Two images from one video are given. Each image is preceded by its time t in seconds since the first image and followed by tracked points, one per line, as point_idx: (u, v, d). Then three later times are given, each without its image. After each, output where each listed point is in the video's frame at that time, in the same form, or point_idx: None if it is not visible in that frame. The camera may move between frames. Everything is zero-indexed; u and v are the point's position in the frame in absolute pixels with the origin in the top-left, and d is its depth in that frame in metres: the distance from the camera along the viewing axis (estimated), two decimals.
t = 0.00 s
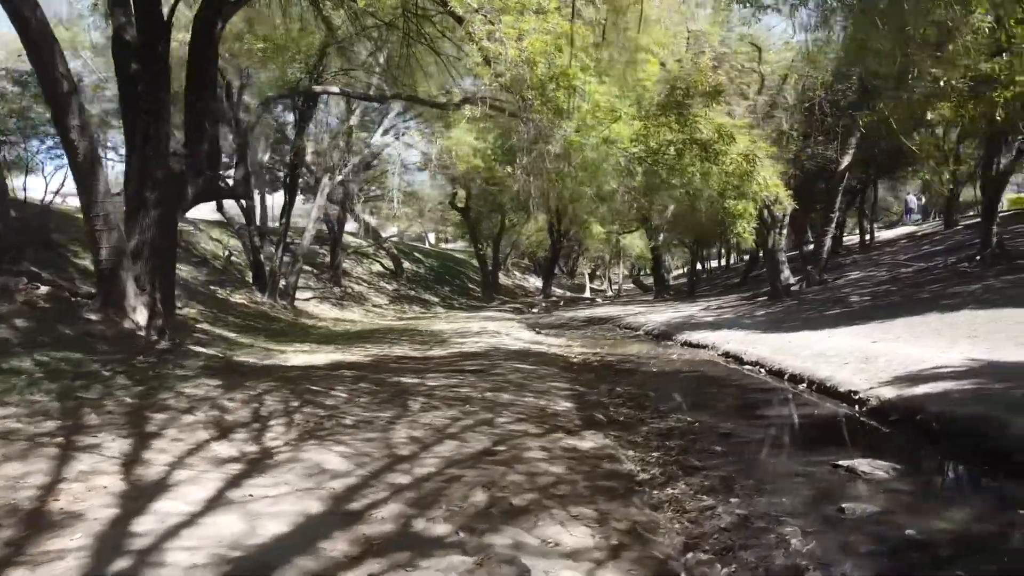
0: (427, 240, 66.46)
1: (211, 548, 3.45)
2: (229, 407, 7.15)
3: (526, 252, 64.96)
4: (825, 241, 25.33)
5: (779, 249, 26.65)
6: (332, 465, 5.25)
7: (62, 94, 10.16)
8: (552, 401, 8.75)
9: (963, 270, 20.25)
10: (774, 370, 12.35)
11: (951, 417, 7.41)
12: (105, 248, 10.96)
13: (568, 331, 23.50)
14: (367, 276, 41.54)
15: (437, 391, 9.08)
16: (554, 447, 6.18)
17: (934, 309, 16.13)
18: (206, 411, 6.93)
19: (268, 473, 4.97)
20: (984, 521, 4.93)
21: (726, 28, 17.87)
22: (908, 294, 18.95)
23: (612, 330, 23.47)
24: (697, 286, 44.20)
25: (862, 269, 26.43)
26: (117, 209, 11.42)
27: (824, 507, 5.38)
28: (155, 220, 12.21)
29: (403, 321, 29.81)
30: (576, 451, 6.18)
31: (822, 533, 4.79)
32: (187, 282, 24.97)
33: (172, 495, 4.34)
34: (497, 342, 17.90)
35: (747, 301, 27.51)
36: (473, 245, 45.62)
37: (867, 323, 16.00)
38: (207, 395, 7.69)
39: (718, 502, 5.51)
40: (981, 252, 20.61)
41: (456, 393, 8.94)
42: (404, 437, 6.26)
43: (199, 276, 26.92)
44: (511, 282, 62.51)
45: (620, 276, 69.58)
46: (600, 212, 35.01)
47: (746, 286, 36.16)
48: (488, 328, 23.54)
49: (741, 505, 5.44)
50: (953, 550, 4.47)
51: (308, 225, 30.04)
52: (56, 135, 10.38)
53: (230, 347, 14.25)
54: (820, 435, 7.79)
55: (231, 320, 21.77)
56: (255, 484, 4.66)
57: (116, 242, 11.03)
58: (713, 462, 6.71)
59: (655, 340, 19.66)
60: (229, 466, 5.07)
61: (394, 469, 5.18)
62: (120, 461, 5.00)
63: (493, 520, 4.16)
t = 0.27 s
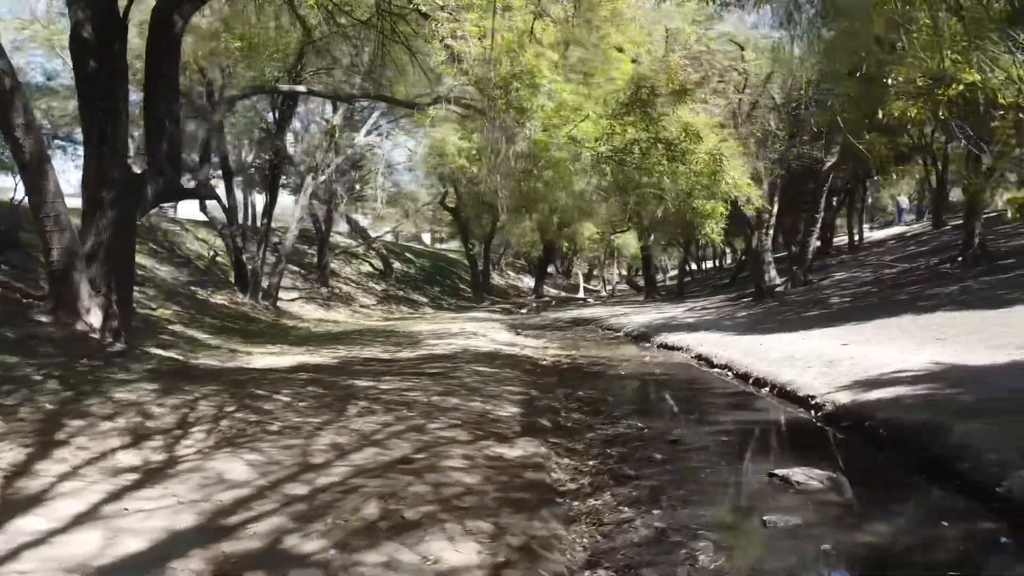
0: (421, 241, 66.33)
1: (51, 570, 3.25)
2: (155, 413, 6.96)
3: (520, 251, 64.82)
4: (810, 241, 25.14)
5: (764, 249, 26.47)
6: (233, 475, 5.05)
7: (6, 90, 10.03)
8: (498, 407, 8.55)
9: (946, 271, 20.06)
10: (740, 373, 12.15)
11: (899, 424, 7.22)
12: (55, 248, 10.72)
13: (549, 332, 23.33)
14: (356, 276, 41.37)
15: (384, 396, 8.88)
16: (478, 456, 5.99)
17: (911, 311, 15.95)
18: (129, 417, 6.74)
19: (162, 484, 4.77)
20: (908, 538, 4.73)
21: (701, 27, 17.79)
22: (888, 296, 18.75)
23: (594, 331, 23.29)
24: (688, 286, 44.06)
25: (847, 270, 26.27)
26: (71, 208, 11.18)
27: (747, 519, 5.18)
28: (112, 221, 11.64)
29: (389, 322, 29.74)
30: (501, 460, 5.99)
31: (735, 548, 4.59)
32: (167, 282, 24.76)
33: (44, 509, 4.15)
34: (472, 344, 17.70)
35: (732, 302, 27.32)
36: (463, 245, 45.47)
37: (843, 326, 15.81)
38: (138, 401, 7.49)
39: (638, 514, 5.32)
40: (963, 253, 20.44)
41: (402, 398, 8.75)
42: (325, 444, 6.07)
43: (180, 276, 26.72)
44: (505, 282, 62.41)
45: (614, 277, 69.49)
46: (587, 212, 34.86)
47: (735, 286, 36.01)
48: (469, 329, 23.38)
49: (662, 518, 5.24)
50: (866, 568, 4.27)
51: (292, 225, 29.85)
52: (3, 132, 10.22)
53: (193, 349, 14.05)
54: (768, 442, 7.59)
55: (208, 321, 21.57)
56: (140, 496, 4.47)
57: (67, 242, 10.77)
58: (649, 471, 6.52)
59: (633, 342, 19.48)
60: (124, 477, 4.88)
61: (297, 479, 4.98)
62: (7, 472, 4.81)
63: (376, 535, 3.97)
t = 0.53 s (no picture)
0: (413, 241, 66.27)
1: None
2: (80, 415, 6.86)
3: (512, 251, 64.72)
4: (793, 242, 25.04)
5: (747, 250, 26.35)
6: (133, 479, 4.96)
7: None
8: (441, 409, 8.46)
9: (925, 272, 19.97)
10: (703, 375, 12.03)
11: (838, 429, 7.10)
12: (5, 245, 10.05)
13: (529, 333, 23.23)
14: (344, 276, 41.26)
15: (327, 398, 8.79)
16: (398, 461, 5.89)
17: (883, 312, 15.86)
18: (52, 419, 6.64)
19: (53, 489, 4.67)
20: (814, 547, 4.63)
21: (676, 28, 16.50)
22: (865, 297, 18.66)
23: (573, 332, 23.19)
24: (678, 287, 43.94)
25: (830, 270, 26.17)
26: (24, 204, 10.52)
27: (659, 526, 5.08)
28: (69, 218, 10.81)
29: (374, 321, 29.78)
30: (420, 465, 5.89)
31: (637, 558, 4.48)
32: (146, 282, 24.64)
33: None
34: (444, 345, 17.60)
35: (715, 303, 27.22)
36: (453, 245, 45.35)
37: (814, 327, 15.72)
38: (69, 402, 7.39)
39: (551, 520, 5.22)
40: (942, 255, 20.34)
41: (345, 400, 8.65)
42: (243, 447, 5.97)
43: (161, 276, 26.60)
44: (497, 281, 62.34)
45: (608, 276, 69.38)
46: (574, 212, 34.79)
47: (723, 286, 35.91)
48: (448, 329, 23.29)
49: (572, 525, 5.14)
50: None
51: (274, 225, 29.68)
52: None
53: (156, 350, 13.92)
54: (707, 445, 7.49)
55: (185, 322, 21.45)
56: (22, 502, 4.36)
57: (16, 239, 10.10)
58: (576, 475, 6.43)
59: (610, 342, 19.38)
60: (17, 483, 4.77)
61: (197, 485, 4.88)
62: None
63: (252, 546, 3.87)
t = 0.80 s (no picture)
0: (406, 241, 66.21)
1: None
2: (9, 417, 6.82)
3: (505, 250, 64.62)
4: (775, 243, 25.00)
5: (731, 250, 26.30)
6: (35, 482, 4.93)
7: None
8: (385, 410, 8.43)
9: (903, 273, 19.91)
10: (664, 376, 11.99)
11: (773, 431, 7.06)
12: None
13: (510, 334, 23.18)
14: (333, 276, 41.20)
15: (273, 399, 8.75)
16: (318, 463, 5.86)
17: (855, 313, 15.81)
18: None
19: None
20: (716, 551, 4.60)
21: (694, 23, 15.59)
22: (842, 298, 18.59)
23: (554, 333, 23.16)
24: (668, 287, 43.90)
25: (814, 271, 26.13)
26: None
27: (569, 528, 5.05)
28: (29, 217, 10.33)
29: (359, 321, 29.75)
30: (340, 467, 5.86)
31: (534, 561, 4.45)
32: (126, 282, 24.54)
33: None
34: (418, 345, 17.53)
35: (699, 303, 27.15)
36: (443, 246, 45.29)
37: (785, 328, 15.68)
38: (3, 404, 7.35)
39: (461, 523, 5.19)
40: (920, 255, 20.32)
41: (291, 401, 8.62)
42: (163, 447, 5.94)
43: (143, 276, 26.52)
44: (490, 281, 62.31)
45: (602, 276, 69.33)
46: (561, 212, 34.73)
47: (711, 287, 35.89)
48: (429, 329, 23.25)
49: (482, 528, 5.11)
50: None
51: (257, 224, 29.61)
52: None
53: (122, 351, 13.87)
54: (645, 446, 7.46)
55: (162, 321, 21.37)
56: None
57: None
58: (503, 477, 6.40)
59: (587, 343, 19.34)
60: None
61: (98, 487, 4.85)
62: None
63: (128, 550, 3.84)
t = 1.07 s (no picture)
0: (400, 241, 66.22)
1: None
2: None
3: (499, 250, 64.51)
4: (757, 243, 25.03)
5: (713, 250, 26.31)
6: None
7: None
8: (330, 411, 8.46)
9: (881, 272, 19.92)
10: (625, 376, 12.02)
11: (706, 431, 7.07)
12: None
13: (490, 334, 23.21)
14: (322, 276, 41.20)
15: (223, 399, 8.77)
16: (240, 462, 5.88)
17: (826, 313, 15.82)
18: None
19: None
20: (617, 550, 4.62)
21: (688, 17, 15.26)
22: (818, 298, 18.58)
23: (534, 333, 23.19)
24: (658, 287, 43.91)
25: (796, 271, 26.16)
26: None
27: (479, 529, 5.09)
28: None
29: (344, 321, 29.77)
30: (262, 466, 5.88)
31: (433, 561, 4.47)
32: (108, 282, 24.46)
33: None
34: (392, 346, 17.51)
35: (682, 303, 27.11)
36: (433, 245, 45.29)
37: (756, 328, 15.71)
38: None
39: (373, 523, 5.22)
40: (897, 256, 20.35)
41: (238, 401, 8.64)
42: (88, 447, 5.97)
43: (126, 276, 26.47)
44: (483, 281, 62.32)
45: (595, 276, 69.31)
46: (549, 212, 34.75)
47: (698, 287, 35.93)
48: (409, 329, 23.27)
49: (391, 528, 5.15)
50: None
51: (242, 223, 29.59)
52: None
53: (90, 350, 13.91)
54: (583, 447, 7.49)
55: (141, 321, 21.32)
56: None
57: None
58: (432, 478, 6.44)
59: (563, 343, 19.36)
60: None
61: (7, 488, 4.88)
62: None
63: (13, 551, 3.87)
